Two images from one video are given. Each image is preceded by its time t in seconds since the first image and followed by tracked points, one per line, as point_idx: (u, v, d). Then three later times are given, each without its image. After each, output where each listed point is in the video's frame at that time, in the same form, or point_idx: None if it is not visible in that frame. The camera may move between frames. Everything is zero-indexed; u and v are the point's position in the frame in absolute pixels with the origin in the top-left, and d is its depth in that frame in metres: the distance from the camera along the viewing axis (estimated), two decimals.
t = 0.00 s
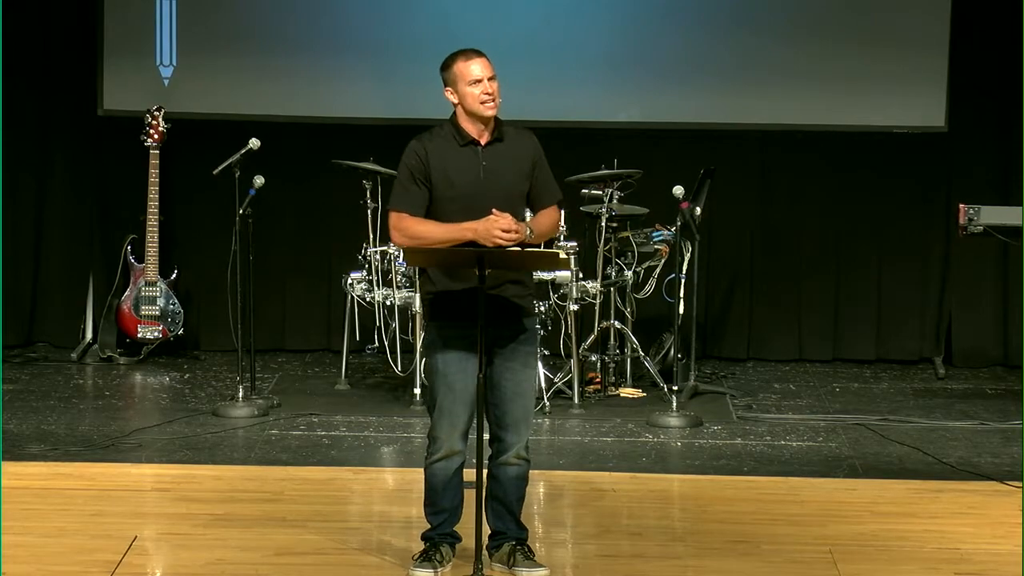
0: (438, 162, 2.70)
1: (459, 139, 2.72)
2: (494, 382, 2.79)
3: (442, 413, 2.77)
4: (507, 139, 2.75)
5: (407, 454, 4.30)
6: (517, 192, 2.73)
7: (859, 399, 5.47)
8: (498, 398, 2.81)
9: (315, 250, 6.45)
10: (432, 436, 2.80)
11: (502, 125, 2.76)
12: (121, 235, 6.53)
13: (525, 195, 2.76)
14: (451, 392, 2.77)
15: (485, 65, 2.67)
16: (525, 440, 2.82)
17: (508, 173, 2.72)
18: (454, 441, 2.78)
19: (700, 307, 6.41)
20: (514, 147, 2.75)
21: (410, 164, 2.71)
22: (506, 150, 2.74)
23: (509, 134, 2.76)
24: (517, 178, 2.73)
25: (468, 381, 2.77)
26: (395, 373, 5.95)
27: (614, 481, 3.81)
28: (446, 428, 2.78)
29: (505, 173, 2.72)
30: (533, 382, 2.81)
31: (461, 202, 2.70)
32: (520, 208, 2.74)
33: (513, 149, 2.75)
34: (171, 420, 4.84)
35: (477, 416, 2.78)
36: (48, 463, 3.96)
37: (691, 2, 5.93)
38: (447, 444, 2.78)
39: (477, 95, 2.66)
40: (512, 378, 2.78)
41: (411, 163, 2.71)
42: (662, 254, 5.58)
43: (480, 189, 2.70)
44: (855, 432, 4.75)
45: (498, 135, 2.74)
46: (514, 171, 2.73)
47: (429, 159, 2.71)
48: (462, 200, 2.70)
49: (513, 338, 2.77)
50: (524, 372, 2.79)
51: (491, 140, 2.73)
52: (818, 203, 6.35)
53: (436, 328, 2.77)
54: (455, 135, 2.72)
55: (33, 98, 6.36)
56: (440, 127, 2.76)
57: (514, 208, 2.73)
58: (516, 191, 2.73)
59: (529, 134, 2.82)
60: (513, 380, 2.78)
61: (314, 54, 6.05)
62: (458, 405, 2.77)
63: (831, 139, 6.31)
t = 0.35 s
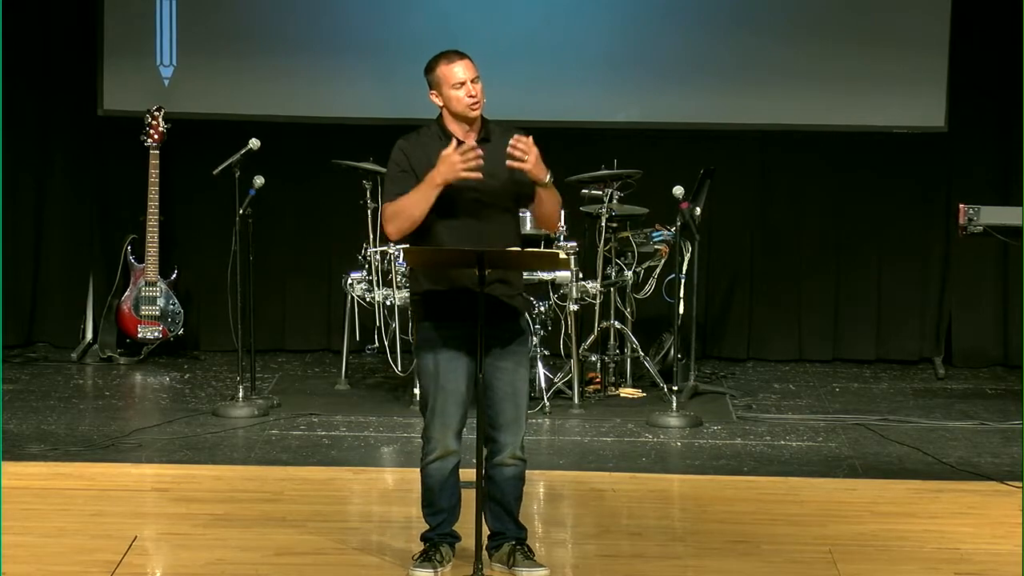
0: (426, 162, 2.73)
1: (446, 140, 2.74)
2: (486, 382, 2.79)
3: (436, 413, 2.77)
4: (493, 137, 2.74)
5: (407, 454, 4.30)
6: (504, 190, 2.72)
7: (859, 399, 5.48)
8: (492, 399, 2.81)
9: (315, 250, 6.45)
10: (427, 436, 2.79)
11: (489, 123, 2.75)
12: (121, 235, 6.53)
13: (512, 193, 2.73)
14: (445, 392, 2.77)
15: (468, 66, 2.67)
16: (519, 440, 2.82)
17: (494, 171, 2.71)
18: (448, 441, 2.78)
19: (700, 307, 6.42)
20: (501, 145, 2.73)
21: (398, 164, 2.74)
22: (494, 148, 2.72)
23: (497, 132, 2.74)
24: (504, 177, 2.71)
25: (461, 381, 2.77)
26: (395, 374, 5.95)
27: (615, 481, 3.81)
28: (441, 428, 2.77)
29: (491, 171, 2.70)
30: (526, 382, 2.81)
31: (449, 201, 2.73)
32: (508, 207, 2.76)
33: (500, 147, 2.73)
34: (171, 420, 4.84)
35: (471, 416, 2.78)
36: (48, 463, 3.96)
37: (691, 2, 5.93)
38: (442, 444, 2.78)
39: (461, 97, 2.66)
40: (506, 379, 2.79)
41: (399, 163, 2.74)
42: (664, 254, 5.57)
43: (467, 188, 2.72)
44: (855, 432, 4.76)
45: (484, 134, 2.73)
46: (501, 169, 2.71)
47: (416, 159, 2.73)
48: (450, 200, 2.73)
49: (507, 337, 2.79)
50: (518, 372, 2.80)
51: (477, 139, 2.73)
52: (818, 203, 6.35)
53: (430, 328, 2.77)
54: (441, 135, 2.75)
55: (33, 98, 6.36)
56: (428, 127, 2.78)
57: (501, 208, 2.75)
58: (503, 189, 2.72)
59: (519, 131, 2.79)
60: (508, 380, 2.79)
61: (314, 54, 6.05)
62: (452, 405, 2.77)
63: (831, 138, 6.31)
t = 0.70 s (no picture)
0: (413, 166, 2.74)
1: (432, 143, 2.75)
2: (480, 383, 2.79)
3: (429, 413, 2.77)
4: (479, 140, 2.76)
5: (407, 454, 4.30)
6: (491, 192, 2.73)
7: (860, 399, 5.48)
8: (484, 399, 2.80)
9: (315, 249, 6.45)
10: (419, 438, 2.79)
11: (476, 126, 2.77)
12: (121, 235, 6.53)
13: (499, 195, 2.75)
14: (436, 392, 2.77)
15: (454, 73, 2.67)
16: (514, 439, 2.81)
17: (481, 174, 2.72)
18: (441, 441, 2.78)
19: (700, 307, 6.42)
20: (487, 148, 2.75)
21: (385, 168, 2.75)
22: (480, 153, 2.74)
23: (483, 134, 2.77)
24: (491, 179, 2.73)
25: (450, 380, 2.78)
26: (395, 374, 5.94)
27: (615, 481, 3.81)
28: (434, 428, 2.77)
29: (478, 174, 2.72)
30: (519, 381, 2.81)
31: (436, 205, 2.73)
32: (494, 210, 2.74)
33: (487, 150, 2.75)
34: (171, 420, 4.84)
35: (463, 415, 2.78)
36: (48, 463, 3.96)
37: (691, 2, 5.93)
38: (435, 444, 2.78)
39: (447, 105, 2.67)
40: (498, 379, 2.78)
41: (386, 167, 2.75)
42: (663, 254, 5.56)
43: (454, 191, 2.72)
44: (855, 432, 4.75)
45: (470, 137, 2.75)
46: (488, 172, 2.73)
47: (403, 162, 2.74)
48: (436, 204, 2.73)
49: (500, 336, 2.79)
50: (511, 370, 2.79)
51: (464, 142, 2.75)
52: (818, 204, 6.35)
53: (422, 329, 2.77)
54: (427, 137, 2.76)
55: (33, 99, 6.36)
56: (414, 130, 2.79)
57: (488, 210, 2.74)
58: (490, 191, 2.74)
59: (505, 132, 2.82)
60: (501, 380, 2.78)
61: (314, 54, 6.05)
62: (445, 405, 2.78)
63: (831, 138, 6.31)
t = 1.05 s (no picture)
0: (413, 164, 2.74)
1: (433, 141, 2.75)
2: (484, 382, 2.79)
3: (431, 412, 2.78)
4: (480, 137, 2.76)
5: (407, 454, 4.30)
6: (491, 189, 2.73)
7: (860, 398, 5.48)
8: (494, 396, 2.80)
9: (315, 249, 6.45)
10: (422, 437, 2.80)
11: (477, 123, 2.77)
12: (121, 234, 6.53)
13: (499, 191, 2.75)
14: (437, 392, 2.78)
15: (456, 74, 2.66)
16: (528, 435, 2.79)
17: (481, 170, 2.73)
18: (444, 440, 2.78)
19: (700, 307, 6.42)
20: (486, 145, 2.75)
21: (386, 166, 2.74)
22: (479, 150, 2.74)
23: (483, 132, 2.77)
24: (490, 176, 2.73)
25: (453, 380, 2.78)
26: (395, 373, 5.94)
27: (615, 481, 3.81)
28: (437, 427, 2.78)
29: (478, 171, 2.72)
30: (527, 380, 2.80)
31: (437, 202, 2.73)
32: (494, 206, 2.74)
33: (487, 147, 2.75)
34: (171, 420, 4.84)
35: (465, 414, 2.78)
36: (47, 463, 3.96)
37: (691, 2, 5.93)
38: (437, 443, 2.78)
39: (449, 106, 2.67)
40: (504, 377, 2.79)
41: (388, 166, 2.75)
42: (663, 254, 5.57)
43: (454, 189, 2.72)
44: (855, 432, 4.75)
45: (471, 135, 2.75)
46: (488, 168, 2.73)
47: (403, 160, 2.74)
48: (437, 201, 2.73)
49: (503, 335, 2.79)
50: (517, 368, 2.79)
51: (464, 140, 2.75)
52: (817, 204, 6.35)
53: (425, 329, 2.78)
54: (428, 135, 2.76)
55: (33, 99, 6.36)
56: (415, 128, 2.79)
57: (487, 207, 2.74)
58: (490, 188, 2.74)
59: (506, 129, 2.82)
60: (509, 378, 2.79)
61: (314, 54, 6.05)
62: (447, 404, 2.78)
63: (831, 138, 6.30)
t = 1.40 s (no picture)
0: (446, 160, 2.77)
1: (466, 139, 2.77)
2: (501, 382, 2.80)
3: (446, 411, 2.78)
4: (514, 138, 2.77)
5: (407, 454, 4.31)
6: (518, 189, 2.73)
7: (860, 398, 5.49)
8: (512, 398, 2.80)
9: (315, 249, 6.45)
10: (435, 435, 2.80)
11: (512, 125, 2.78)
12: (121, 235, 6.53)
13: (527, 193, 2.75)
14: (451, 391, 2.78)
15: (486, 75, 2.64)
16: (547, 440, 2.79)
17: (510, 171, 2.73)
18: (457, 440, 2.78)
19: (700, 307, 6.42)
20: (519, 146, 2.76)
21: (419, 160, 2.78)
22: (512, 151, 2.75)
23: (518, 134, 2.78)
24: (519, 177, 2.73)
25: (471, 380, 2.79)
26: (395, 373, 5.94)
27: (614, 481, 3.82)
28: (451, 427, 2.78)
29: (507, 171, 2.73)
30: (545, 383, 2.78)
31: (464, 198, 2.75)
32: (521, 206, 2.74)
33: (520, 148, 2.76)
34: (171, 420, 4.84)
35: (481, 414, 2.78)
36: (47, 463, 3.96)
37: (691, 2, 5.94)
38: (449, 443, 2.78)
39: (475, 106, 2.66)
40: (521, 380, 2.78)
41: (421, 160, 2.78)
42: (662, 254, 5.57)
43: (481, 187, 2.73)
44: (855, 432, 4.76)
45: (504, 136, 2.76)
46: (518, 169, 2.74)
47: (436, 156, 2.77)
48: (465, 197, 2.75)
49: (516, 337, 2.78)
50: (536, 372, 2.78)
51: (498, 140, 2.76)
52: (817, 203, 6.35)
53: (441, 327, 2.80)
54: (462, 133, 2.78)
55: (33, 99, 6.37)
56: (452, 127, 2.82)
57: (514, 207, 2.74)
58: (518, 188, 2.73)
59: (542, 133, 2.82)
60: (528, 382, 2.77)
61: (314, 53, 6.05)
62: (461, 404, 2.78)
63: (831, 138, 6.30)
